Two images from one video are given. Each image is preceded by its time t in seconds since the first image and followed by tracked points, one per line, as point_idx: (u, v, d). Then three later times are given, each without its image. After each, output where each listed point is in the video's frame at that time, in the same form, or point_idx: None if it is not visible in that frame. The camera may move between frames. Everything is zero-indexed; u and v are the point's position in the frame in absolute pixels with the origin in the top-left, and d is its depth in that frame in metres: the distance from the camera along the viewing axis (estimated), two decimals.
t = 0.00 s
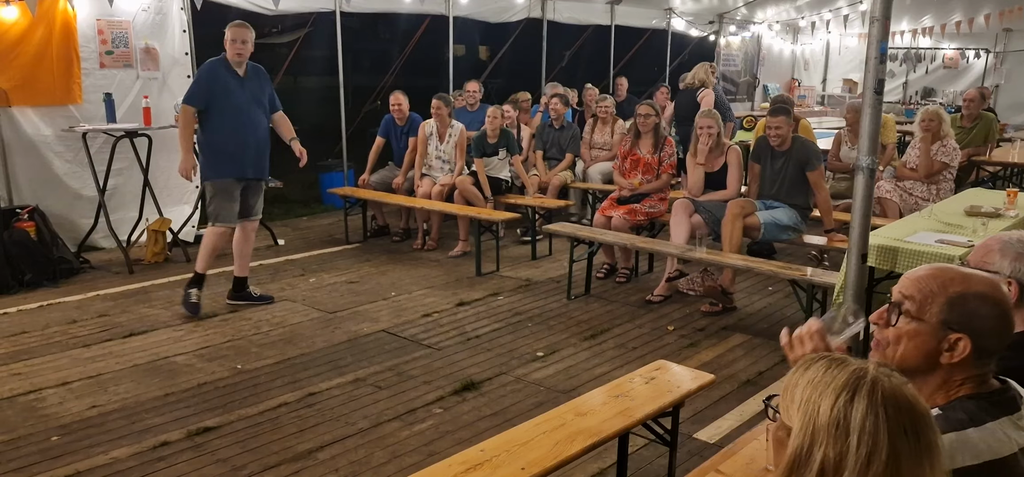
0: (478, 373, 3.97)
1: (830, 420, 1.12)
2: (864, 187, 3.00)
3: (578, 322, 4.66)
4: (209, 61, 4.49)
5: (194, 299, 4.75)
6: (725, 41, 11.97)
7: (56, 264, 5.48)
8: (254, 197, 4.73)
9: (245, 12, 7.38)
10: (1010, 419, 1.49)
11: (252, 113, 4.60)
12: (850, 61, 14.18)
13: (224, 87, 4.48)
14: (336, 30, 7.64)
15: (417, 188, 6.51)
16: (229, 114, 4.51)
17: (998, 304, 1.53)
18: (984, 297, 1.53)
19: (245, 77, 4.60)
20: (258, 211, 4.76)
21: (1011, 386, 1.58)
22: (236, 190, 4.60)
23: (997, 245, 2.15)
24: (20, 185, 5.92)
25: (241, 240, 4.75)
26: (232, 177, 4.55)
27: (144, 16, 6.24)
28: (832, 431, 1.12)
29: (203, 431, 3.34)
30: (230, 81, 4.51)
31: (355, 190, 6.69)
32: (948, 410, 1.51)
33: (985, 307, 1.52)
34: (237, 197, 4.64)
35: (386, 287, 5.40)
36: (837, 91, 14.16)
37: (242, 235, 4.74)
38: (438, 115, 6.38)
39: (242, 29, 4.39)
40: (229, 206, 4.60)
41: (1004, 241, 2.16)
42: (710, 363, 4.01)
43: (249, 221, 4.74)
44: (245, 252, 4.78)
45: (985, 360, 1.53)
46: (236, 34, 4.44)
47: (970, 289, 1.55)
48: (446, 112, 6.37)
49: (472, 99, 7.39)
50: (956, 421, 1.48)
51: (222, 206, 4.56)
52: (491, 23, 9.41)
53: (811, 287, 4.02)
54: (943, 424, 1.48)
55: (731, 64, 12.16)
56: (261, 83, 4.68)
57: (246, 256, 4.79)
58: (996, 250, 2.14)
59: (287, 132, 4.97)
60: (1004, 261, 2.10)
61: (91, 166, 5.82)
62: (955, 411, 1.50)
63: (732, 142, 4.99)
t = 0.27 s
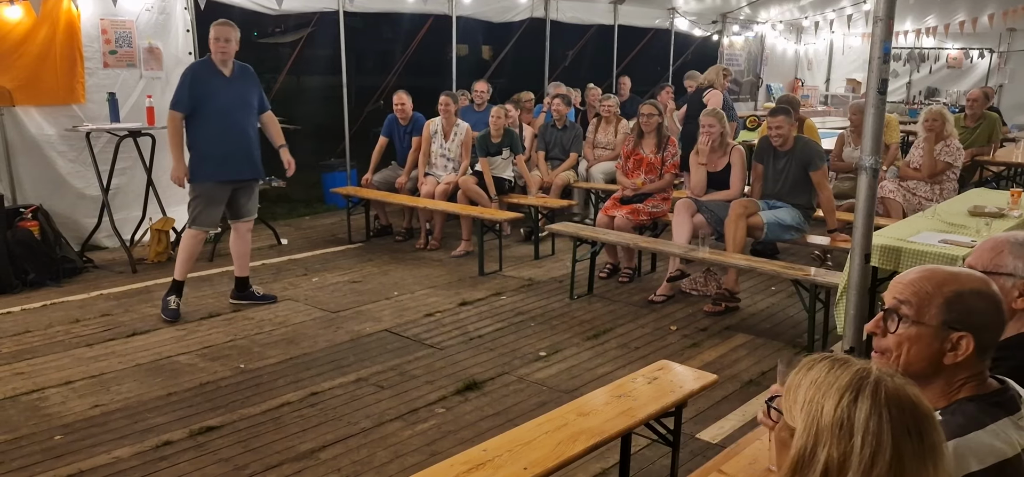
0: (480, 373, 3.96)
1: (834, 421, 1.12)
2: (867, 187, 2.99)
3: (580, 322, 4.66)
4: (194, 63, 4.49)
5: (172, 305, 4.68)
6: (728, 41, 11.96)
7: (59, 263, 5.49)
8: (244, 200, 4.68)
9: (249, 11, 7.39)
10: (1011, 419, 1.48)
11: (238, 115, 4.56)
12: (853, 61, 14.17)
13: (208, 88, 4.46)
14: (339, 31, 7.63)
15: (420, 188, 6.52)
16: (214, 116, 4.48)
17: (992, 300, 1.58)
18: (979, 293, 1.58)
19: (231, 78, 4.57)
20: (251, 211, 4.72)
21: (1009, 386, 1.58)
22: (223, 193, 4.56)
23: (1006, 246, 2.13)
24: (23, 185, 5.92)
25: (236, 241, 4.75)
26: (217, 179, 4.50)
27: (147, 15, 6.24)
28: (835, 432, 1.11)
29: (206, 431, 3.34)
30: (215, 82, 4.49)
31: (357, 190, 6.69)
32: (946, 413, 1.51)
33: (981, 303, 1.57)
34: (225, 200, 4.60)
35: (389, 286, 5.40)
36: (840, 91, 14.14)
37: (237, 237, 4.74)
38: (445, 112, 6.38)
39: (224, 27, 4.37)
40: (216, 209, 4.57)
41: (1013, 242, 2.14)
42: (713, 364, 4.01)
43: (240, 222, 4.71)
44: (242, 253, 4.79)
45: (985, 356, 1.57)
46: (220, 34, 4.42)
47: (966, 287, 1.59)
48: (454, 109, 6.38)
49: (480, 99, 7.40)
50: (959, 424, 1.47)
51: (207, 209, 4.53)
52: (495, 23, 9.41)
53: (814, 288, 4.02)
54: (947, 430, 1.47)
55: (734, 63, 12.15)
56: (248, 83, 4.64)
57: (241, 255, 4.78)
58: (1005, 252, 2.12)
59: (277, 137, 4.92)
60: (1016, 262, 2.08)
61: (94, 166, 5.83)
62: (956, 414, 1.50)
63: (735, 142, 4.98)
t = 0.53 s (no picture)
0: (483, 373, 3.96)
1: (839, 424, 1.11)
2: (870, 187, 2.98)
3: (582, 322, 4.66)
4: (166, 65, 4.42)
5: (172, 306, 4.68)
6: (731, 41, 11.95)
7: (62, 263, 5.49)
8: (225, 204, 4.63)
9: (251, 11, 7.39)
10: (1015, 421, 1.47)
11: (212, 117, 4.48)
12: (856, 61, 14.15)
13: (180, 91, 4.39)
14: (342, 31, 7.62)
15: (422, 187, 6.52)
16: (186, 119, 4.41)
17: (994, 298, 1.58)
18: (981, 291, 1.58)
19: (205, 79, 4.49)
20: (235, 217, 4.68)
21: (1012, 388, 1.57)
22: (199, 196, 4.51)
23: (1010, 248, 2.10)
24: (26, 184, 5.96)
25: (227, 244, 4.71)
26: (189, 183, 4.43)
27: (150, 15, 6.22)
28: (840, 435, 1.11)
29: (208, 430, 3.35)
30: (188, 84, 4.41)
31: (360, 190, 6.70)
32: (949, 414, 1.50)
33: (983, 301, 1.57)
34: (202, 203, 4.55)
35: (392, 285, 5.40)
36: (843, 91, 14.12)
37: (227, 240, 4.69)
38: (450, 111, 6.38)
39: (195, 28, 4.28)
40: (194, 212, 4.53)
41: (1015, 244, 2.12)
42: (715, 364, 4.01)
43: (228, 227, 4.68)
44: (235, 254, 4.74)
45: (990, 354, 1.57)
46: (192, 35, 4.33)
47: (968, 286, 1.59)
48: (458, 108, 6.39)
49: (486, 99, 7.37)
50: (963, 426, 1.46)
51: (184, 213, 4.48)
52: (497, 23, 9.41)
53: (817, 288, 4.02)
54: (951, 432, 1.46)
55: (737, 63, 12.13)
56: (223, 83, 4.54)
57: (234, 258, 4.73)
58: (1009, 254, 2.09)
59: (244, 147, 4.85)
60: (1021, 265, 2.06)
61: (96, 166, 5.83)
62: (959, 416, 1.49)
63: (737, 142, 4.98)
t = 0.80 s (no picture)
0: (485, 373, 3.97)
1: (843, 427, 1.12)
2: (872, 188, 2.98)
3: (585, 322, 4.67)
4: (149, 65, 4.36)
5: (176, 306, 4.70)
6: (734, 42, 11.95)
7: (66, 262, 5.52)
8: (214, 205, 4.54)
9: (255, 12, 7.40)
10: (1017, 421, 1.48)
11: (196, 117, 4.40)
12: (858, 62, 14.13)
13: (163, 91, 4.33)
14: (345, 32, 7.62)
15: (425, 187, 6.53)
16: (170, 119, 4.34)
17: (965, 294, 1.58)
18: (948, 288, 1.59)
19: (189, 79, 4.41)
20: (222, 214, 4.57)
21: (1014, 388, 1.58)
22: (185, 197, 4.44)
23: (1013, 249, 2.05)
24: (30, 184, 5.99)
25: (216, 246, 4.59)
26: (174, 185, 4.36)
27: (154, 16, 6.22)
28: (844, 437, 1.12)
29: (211, 429, 3.36)
30: (171, 84, 4.34)
31: (363, 190, 6.71)
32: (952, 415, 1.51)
33: (949, 298, 1.58)
34: (189, 204, 4.48)
35: (394, 286, 5.41)
36: (845, 92, 14.12)
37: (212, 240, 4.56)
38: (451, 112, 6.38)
39: (177, 28, 4.21)
40: (182, 214, 4.46)
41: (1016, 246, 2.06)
42: (717, 364, 4.01)
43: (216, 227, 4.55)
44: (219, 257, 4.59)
45: (969, 350, 1.56)
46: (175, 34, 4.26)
47: (934, 285, 1.61)
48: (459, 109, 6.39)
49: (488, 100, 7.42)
50: (966, 428, 1.46)
51: (171, 214, 4.42)
52: (500, 24, 9.43)
53: (819, 289, 4.02)
54: (955, 433, 1.46)
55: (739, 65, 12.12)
56: (208, 82, 4.47)
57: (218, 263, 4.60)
58: (1011, 255, 2.04)
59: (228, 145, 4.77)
60: None
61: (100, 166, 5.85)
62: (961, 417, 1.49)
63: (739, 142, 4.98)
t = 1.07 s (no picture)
0: (487, 372, 3.98)
1: (850, 430, 1.13)
2: (874, 188, 2.99)
3: (587, 323, 4.67)
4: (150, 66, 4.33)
5: (179, 306, 4.71)
6: (736, 43, 11.95)
7: (70, 262, 5.54)
8: (206, 209, 4.43)
9: (258, 13, 7.41)
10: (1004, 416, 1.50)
11: (192, 118, 4.34)
12: (861, 63, 14.13)
13: (161, 91, 4.29)
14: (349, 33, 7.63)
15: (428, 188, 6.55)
16: (166, 119, 4.29)
17: (947, 294, 1.59)
18: (931, 288, 1.61)
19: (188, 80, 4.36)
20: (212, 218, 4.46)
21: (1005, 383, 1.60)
22: (177, 199, 4.38)
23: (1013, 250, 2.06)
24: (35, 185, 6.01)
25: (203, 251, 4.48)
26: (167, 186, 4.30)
27: (158, 16, 6.28)
28: (850, 441, 1.13)
29: (215, 428, 3.38)
30: (169, 85, 4.30)
31: (366, 190, 6.72)
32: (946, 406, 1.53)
33: (931, 297, 1.60)
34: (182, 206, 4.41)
35: (396, 286, 5.42)
36: (848, 93, 14.11)
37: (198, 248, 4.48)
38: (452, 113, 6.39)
39: (175, 28, 4.16)
40: (175, 215, 4.41)
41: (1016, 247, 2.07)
42: (719, 365, 4.02)
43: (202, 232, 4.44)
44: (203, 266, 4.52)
45: (950, 350, 1.57)
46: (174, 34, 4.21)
47: (918, 285, 1.63)
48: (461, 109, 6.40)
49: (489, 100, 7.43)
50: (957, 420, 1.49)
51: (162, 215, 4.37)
52: (502, 25, 9.44)
53: (821, 290, 4.03)
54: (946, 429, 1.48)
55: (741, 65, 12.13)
56: (208, 84, 4.41)
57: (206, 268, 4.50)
58: (1012, 256, 2.05)
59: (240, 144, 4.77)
60: None
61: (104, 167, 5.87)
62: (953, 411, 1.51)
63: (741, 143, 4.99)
